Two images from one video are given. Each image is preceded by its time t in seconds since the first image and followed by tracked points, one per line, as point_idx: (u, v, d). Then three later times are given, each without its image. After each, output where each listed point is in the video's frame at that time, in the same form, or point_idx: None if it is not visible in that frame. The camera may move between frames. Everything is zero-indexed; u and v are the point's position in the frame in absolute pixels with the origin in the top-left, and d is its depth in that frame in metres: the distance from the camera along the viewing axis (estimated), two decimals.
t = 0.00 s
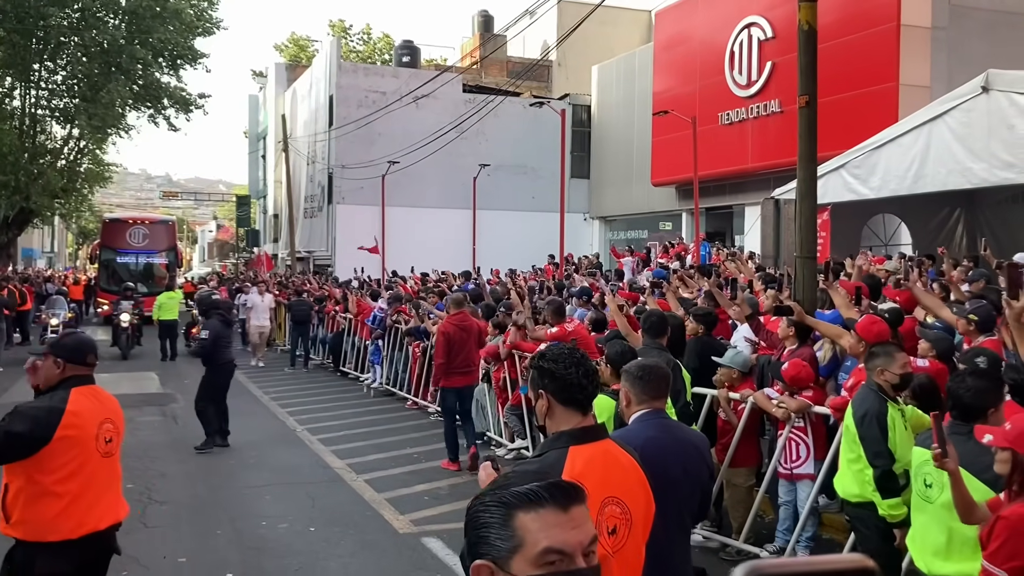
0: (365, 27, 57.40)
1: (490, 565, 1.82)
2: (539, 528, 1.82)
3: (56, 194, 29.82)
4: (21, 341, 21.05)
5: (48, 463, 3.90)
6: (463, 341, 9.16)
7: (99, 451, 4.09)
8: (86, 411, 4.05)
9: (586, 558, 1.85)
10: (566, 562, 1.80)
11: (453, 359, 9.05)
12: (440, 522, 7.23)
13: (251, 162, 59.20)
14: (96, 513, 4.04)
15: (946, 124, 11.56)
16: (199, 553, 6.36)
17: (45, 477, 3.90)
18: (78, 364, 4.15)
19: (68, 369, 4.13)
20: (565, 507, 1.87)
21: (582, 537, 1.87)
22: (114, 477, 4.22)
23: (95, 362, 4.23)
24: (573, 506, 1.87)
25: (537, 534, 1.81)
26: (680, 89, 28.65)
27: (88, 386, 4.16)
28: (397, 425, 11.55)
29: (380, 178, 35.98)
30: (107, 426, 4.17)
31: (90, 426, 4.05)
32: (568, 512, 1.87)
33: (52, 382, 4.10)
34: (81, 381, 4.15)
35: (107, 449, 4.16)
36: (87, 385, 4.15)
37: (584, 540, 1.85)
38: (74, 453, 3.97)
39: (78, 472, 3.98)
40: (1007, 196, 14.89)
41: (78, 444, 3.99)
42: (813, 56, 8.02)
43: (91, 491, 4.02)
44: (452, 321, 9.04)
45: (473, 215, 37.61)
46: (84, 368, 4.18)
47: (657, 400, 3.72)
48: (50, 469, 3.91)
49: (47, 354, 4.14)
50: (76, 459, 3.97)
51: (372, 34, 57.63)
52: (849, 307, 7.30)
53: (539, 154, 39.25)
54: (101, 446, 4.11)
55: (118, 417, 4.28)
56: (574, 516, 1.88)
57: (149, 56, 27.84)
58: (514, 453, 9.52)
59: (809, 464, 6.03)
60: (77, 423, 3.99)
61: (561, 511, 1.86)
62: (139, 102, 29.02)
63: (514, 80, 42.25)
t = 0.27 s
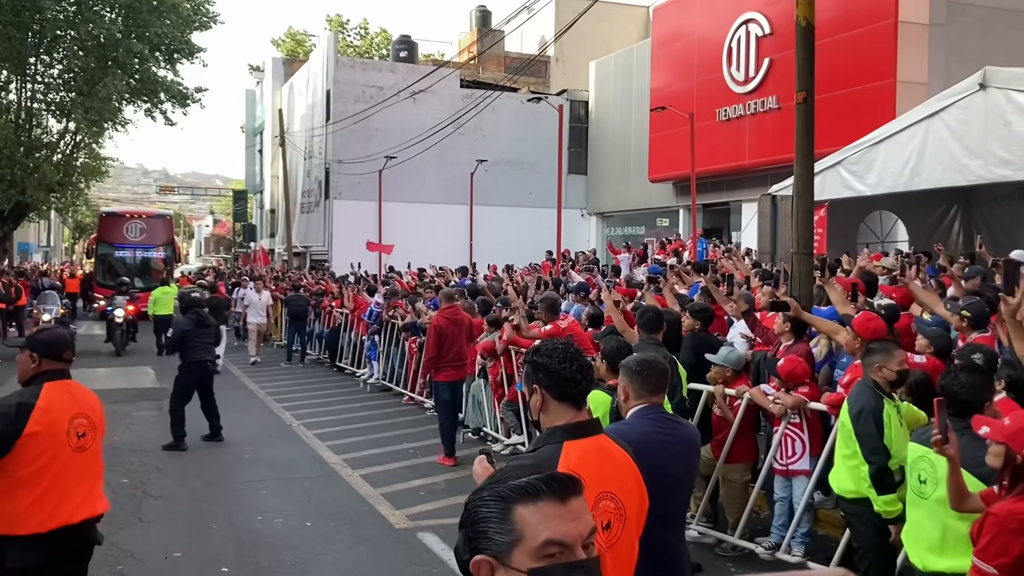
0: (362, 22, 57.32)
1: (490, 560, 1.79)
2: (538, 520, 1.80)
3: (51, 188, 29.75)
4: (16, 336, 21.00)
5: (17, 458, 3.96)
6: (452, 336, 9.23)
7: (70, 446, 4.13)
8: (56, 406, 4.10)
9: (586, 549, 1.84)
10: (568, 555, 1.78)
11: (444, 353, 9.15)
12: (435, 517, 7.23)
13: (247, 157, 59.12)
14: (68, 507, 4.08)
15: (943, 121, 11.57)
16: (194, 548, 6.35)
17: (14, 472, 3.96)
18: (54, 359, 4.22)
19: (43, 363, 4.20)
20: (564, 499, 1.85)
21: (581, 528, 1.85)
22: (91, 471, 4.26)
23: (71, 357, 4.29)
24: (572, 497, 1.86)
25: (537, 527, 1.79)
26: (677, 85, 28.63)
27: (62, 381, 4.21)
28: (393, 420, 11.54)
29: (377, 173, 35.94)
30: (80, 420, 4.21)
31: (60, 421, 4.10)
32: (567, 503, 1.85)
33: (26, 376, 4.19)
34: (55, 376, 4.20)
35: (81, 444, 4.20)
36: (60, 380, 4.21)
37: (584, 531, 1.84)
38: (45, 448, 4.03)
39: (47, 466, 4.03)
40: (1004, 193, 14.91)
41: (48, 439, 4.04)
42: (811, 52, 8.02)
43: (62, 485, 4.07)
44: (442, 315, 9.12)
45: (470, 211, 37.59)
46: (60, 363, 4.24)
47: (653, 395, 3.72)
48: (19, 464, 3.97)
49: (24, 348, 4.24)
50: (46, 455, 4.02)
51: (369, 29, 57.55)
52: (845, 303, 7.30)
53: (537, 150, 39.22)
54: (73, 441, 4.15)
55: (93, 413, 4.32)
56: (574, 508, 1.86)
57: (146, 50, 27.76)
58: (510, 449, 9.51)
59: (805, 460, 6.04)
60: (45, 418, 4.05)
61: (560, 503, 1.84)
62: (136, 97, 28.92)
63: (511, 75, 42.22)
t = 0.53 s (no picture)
0: (358, 17, 57.24)
1: (512, 548, 1.86)
2: (558, 507, 1.87)
3: (46, 182, 29.69)
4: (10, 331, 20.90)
5: None
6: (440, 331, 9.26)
7: (33, 442, 4.21)
8: (13, 406, 4.17)
9: (606, 532, 1.90)
10: (588, 538, 1.85)
11: (435, 348, 9.21)
12: (430, 512, 7.23)
13: (243, 152, 59.01)
14: (32, 501, 4.17)
15: (938, 118, 11.60)
16: (189, 542, 6.35)
17: None
18: (12, 356, 4.28)
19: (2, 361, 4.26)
20: (582, 485, 1.92)
21: (598, 513, 1.92)
22: (60, 463, 4.32)
23: (31, 354, 4.34)
24: (589, 483, 1.93)
25: (557, 513, 1.86)
26: (674, 81, 28.63)
27: (22, 378, 4.28)
28: (389, 416, 11.55)
29: (373, 168, 35.92)
30: (43, 417, 4.27)
31: (18, 420, 4.17)
32: (584, 489, 1.92)
33: None
34: (16, 374, 4.27)
35: (45, 439, 4.26)
36: (21, 378, 4.28)
37: (601, 516, 1.90)
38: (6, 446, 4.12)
39: (6, 464, 4.12)
40: (1000, 191, 14.95)
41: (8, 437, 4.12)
42: (807, 49, 8.03)
43: (24, 482, 4.15)
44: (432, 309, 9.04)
45: (466, 206, 37.58)
46: (20, 360, 4.30)
47: (648, 390, 3.73)
48: None
49: None
50: (5, 454, 4.11)
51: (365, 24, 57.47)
52: (840, 299, 7.32)
53: (533, 146, 39.20)
54: (37, 437, 4.23)
55: (62, 408, 4.37)
56: (591, 493, 1.93)
57: (141, 45, 27.68)
58: (505, 444, 9.52)
59: (799, 456, 6.06)
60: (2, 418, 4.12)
61: (578, 489, 1.91)
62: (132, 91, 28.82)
63: (507, 71, 42.17)
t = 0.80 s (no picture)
0: (354, 12, 57.13)
1: (521, 542, 1.87)
2: (568, 501, 1.87)
3: (41, 177, 29.60)
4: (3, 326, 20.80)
5: None
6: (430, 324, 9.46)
7: (9, 434, 4.19)
8: None
9: (614, 525, 1.91)
10: (598, 532, 1.85)
11: (424, 342, 9.38)
12: (424, 508, 7.24)
13: (239, 147, 58.90)
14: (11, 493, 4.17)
15: (933, 115, 11.61)
16: (184, 538, 6.35)
17: None
18: None
19: None
20: (591, 479, 1.93)
21: (608, 507, 1.92)
22: (36, 454, 4.31)
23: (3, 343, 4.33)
24: (598, 477, 1.93)
25: (567, 507, 1.86)
26: (670, 78, 28.62)
27: None
28: (383, 412, 11.54)
29: (368, 163, 35.88)
30: (18, 409, 4.24)
31: None
32: (593, 483, 1.92)
33: None
34: None
35: (21, 431, 4.25)
36: None
37: (612, 509, 1.90)
38: None
39: None
40: (994, 187, 14.99)
41: None
42: (802, 44, 8.01)
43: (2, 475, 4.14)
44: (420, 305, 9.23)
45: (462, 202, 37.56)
46: None
47: (642, 386, 3.73)
48: None
49: None
50: None
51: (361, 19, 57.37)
52: (834, 296, 7.33)
53: (529, 141, 39.18)
54: (12, 429, 4.21)
55: (38, 399, 4.34)
56: (601, 487, 1.93)
57: (136, 39, 27.61)
58: (500, 441, 9.53)
59: (792, 452, 6.07)
60: None
61: (587, 484, 1.91)
62: (126, 85, 28.69)
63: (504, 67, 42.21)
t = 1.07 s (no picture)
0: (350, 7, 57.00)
1: (523, 534, 1.85)
2: (571, 495, 1.85)
3: (35, 171, 29.48)
4: None
5: None
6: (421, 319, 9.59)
7: (21, 428, 4.18)
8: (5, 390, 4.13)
9: (617, 521, 1.89)
10: (601, 527, 1.83)
11: (412, 338, 9.50)
12: (420, 504, 7.22)
13: (234, 142, 58.73)
14: (24, 485, 4.15)
15: (930, 112, 11.62)
16: (179, 534, 6.32)
17: None
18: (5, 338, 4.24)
19: None
20: (595, 474, 1.91)
21: (611, 502, 1.90)
22: (42, 450, 4.31)
23: (16, 330, 4.34)
24: (601, 471, 1.91)
25: (571, 501, 1.84)
26: (666, 73, 28.59)
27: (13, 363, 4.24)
28: (379, 408, 11.52)
29: (364, 159, 35.80)
30: (31, 404, 4.23)
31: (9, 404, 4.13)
32: (596, 478, 1.90)
33: None
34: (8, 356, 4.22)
35: (32, 425, 4.24)
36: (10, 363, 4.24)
37: (614, 504, 1.88)
38: None
39: None
40: (991, 184, 15.01)
41: None
42: (800, 40, 7.98)
43: (13, 467, 4.11)
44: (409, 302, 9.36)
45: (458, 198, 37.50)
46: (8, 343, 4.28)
47: (641, 381, 3.71)
48: None
49: None
50: None
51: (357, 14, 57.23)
52: (832, 292, 7.32)
53: (525, 138, 39.12)
54: (24, 423, 4.20)
55: (48, 394, 4.35)
56: (604, 481, 1.91)
57: (131, 33, 27.50)
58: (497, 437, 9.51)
59: (789, 448, 6.07)
60: None
61: (591, 477, 1.89)
62: (121, 79, 28.60)
63: (500, 62, 42.16)
